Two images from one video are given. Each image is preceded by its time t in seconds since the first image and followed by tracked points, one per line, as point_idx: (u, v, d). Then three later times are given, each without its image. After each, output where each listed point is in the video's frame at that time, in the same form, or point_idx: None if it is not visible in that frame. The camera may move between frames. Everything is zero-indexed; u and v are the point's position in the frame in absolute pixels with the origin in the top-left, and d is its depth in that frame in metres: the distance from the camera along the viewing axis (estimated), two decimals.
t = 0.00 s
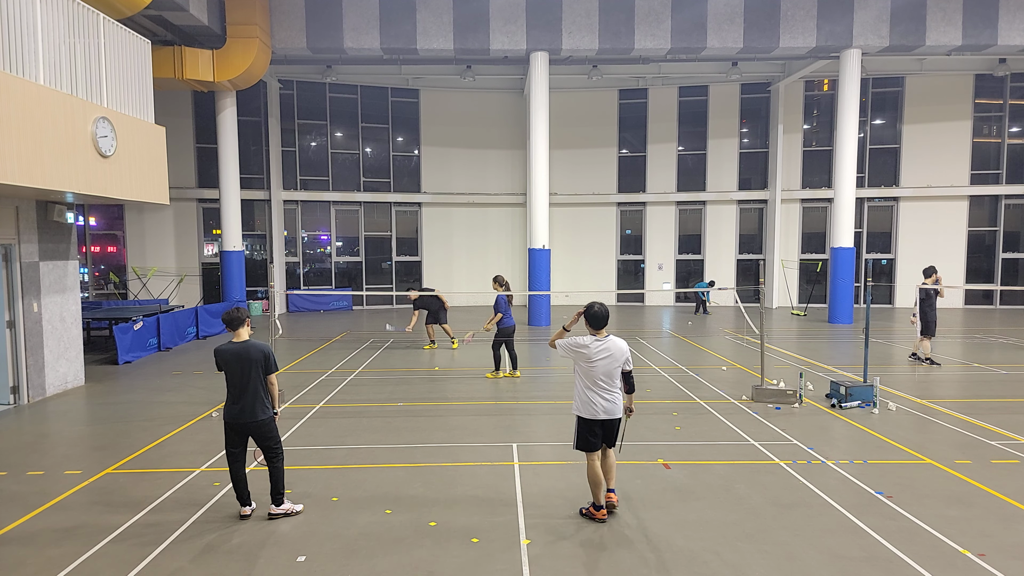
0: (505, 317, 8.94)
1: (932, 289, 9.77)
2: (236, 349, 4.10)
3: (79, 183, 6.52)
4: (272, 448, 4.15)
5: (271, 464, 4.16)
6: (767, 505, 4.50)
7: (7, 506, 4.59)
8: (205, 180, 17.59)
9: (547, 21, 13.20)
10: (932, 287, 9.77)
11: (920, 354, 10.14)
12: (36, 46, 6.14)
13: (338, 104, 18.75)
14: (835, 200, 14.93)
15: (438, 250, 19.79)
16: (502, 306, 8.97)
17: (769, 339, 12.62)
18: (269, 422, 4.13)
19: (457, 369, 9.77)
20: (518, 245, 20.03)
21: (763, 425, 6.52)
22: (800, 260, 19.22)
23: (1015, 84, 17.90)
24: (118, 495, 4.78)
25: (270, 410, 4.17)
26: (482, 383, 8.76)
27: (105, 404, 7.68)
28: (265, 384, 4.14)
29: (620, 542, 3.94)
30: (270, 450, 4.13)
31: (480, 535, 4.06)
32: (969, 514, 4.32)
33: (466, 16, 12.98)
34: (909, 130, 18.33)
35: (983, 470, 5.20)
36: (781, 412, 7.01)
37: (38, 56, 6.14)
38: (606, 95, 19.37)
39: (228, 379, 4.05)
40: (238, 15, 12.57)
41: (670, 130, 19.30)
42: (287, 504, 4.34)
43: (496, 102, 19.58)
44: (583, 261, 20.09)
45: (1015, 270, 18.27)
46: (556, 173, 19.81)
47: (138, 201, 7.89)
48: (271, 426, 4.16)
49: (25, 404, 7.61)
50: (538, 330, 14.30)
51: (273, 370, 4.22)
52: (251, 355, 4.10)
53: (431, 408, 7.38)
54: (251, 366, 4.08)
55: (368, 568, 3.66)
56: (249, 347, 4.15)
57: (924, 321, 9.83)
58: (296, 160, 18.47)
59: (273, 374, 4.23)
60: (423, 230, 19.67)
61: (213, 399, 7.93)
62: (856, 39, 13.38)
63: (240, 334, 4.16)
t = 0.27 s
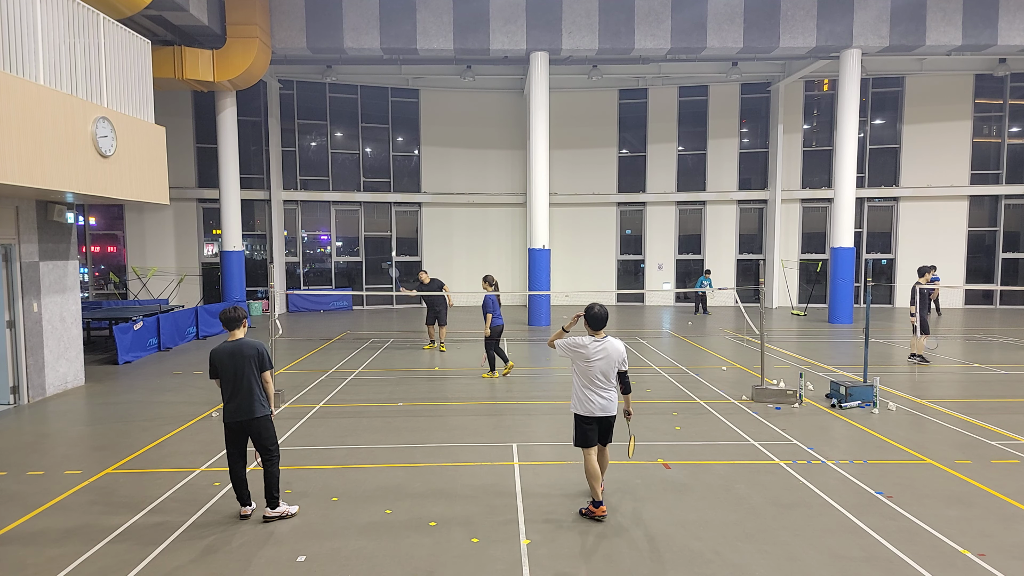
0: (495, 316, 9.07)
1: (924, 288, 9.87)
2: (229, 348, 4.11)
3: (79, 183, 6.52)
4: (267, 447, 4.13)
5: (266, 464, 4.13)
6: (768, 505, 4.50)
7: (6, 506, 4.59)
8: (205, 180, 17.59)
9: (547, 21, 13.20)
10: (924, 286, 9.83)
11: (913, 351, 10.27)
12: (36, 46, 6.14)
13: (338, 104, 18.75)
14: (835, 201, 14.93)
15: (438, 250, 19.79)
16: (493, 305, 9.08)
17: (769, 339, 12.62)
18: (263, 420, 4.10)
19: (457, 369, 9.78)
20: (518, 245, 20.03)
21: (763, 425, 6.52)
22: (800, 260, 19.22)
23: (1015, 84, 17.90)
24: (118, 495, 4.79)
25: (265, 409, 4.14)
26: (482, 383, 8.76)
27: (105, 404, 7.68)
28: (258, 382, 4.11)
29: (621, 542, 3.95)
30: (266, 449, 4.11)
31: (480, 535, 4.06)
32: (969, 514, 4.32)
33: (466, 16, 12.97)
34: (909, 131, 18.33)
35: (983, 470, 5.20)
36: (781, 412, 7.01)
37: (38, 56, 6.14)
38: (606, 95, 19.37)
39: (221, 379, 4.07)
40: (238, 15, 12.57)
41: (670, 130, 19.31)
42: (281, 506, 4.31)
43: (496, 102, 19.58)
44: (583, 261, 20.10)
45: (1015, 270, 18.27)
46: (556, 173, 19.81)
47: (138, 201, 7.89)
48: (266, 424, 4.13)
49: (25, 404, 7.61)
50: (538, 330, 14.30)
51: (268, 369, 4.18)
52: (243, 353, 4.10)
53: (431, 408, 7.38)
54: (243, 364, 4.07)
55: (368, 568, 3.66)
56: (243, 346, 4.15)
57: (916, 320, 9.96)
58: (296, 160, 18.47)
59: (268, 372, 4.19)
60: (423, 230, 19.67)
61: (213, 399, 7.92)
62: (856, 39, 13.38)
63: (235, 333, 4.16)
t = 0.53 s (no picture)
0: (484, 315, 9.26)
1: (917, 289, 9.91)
2: (227, 347, 4.12)
3: (79, 183, 6.52)
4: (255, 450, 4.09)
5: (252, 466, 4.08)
6: (767, 505, 4.50)
7: (7, 506, 4.59)
8: (205, 180, 17.59)
9: (547, 21, 13.20)
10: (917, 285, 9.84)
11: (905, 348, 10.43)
12: (36, 46, 6.14)
13: (338, 104, 18.75)
14: (835, 201, 14.93)
15: (438, 250, 19.79)
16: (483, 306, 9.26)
17: (769, 339, 12.63)
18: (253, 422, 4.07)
19: (457, 369, 9.78)
20: (518, 245, 20.03)
21: (763, 425, 6.52)
22: (800, 260, 19.22)
23: (1015, 84, 17.90)
24: (117, 495, 4.79)
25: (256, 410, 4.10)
26: (481, 383, 8.76)
27: (106, 404, 7.69)
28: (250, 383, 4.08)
29: (621, 542, 3.94)
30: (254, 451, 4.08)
31: (480, 535, 4.06)
32: (969, 513, 4.32)
33: (466, 16, 12.98)
34: (909, 131, 18.33)
35: (983, 470, 5.20)
36: (781, 412, 7.01)
37: (38, 56, 6.14)
38: (606, 95, 19.37)
39: (215, 377, 4.10)
40: (237, 15, 12.56)
41: (670, 130, 19.31)
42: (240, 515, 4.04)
43: (496, 102, 19.58)
44: (583, 261, 20.10)
45: (1015, 270, 18.27)
46: (557, 173, 19.80)
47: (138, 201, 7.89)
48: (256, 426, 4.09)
49: (25, 404, 7.61)
50: (538, 330, 14.29)
51: (264, 370, 4.15)
52: (239, 353, 4.09)
53: (431, 408, 7.38)
54: (237, 365, 4.06)
55: (368, 568, 3.66)
56: (240, 346, 4.13)
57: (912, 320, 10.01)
58: (296, 160, 18.47)
59: (264, 373, 4.16)
60: (423, 230, 19.67)
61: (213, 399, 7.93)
62: (856, 39, 13.39)
63: (235, 332, 4.16)
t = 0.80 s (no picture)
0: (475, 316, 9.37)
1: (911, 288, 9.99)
2: (223, 350, 4.09)
3: (79, 183, 6.52)
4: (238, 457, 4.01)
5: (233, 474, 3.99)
6: (767, 505, 4.50)
7: (7, 506, 4.59)
8: (205, 180, 17.59)
9: (547, 22, 13.20)
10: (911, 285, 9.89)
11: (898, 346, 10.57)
12: (36, 46, 6.14)
13: (338, 104, 18.75)
14: (835, 201, 14.93)
15: (438, 250, 19.79)
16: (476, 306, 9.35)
17: (769, 339, 12.63)
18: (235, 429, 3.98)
19: (457, 369, 9.78)
20: (518, 245, 20.03)
21: (763, 425, 6.52)
22: (800, 260, 19.21)
23: (1015, 84, 17.90)
24: (117, 495, 4.79)
25: (240, 417, 4.00)
26: (481, 383, 8.76)
27: (106, 404, 7.69)
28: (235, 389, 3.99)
29: (622, 542, 3.94)
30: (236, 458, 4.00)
31: (480, 535, 4.06)
32: (969, 514, 4.32)
33: (466, 16, 12.98)
34: (909, 131, 18.33)
35: (983, 470, 5.20)
36: (782, 412, 7.01)
37: (38, 56, 6.14)
38: (606, 95, 19.37)
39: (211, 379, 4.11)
40: (237, 15, 12.56)
41: (670, 130, 19.30)
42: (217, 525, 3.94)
43: (496, 102, 19.58)
44: (583, 261, 20.10)
45: (1015, 270, 18.27)
46: (557, 173, 19.80)
47: (138, 201, 7.89)
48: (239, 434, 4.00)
49: (25, 404, 7.61)
50: (538, 330, 14.30)
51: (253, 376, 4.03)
52: (227, 357, 4.02)
53: (432, 408, 7.38)
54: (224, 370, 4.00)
55: (368, 567, 3.66)
56: (233, 350, 4.07)
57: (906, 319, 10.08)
58: (296, 160, 18.47)
59: (254, 380, 4.04)
60: (423, 230, 19.67)
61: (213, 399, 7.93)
62: (856, 39, 13.39)
63: (233, 336, 4.12)
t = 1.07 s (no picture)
0: (465, 316, 9.51)
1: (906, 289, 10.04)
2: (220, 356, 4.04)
3: (79, 183, 6.52)
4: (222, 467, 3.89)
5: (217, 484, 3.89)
6: (767, 505, 4.50)
7: (7, 506, 4.59)
8: (205, 180, 17.59)
9: (547, 22, 13.20)
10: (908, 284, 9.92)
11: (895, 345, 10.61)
12: (36, 46, 6.14)
13: (338, 104, 18.75)
14: (835, 201, 14.93)
15: (438, 250, 19.79)
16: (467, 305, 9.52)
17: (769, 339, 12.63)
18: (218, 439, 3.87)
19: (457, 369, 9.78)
20: (518, 245, 20.03)
21: (763, 425, 6.52)
22: (800, 260, 19.21)
23: (1015, 84, 17.90)
24: (117, 495, 4.79)
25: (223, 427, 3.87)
26: (481, 383, 8.77)
27: (106, 404, 7.68)
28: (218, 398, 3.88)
29: (622, 542, 3.94)
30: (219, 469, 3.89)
31: (480, 535, 4.06)
32: (969, 514, 4.32)
33: (466, 16, 12.98)
34: (909, 131, 18.33)
35: (983, 470, 5.20)
36: (781, 412, 7.01)
37: (38, 56, 6.14)
38: (606, 95, 19.37)
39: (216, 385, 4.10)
40: (237, 15, 12.57)
41: (670, 130, 19.30)
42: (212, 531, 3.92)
43: (496, 102, 19.58)
44: (583, 261, 20.10)
45: (1015, 270, 18.27)
46: (557, 173, 19.80)
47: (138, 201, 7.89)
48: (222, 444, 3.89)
49: (25, 404, 7.61)
50: (538, 330, 14.30)
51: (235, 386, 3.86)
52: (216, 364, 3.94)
53: (432, 408, 7.38)
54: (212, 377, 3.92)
55: (368, 568, 3.65)
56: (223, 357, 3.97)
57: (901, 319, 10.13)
58: (296, 160, 18.47)
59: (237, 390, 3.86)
60: (423, 230, 19.68)
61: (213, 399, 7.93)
62: (856, 39, 13.39)
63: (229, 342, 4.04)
